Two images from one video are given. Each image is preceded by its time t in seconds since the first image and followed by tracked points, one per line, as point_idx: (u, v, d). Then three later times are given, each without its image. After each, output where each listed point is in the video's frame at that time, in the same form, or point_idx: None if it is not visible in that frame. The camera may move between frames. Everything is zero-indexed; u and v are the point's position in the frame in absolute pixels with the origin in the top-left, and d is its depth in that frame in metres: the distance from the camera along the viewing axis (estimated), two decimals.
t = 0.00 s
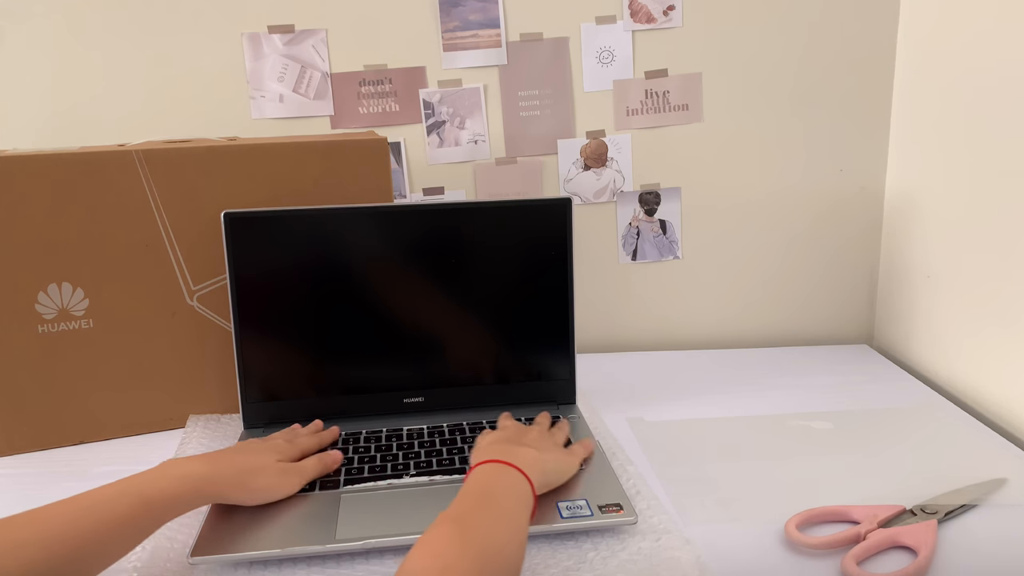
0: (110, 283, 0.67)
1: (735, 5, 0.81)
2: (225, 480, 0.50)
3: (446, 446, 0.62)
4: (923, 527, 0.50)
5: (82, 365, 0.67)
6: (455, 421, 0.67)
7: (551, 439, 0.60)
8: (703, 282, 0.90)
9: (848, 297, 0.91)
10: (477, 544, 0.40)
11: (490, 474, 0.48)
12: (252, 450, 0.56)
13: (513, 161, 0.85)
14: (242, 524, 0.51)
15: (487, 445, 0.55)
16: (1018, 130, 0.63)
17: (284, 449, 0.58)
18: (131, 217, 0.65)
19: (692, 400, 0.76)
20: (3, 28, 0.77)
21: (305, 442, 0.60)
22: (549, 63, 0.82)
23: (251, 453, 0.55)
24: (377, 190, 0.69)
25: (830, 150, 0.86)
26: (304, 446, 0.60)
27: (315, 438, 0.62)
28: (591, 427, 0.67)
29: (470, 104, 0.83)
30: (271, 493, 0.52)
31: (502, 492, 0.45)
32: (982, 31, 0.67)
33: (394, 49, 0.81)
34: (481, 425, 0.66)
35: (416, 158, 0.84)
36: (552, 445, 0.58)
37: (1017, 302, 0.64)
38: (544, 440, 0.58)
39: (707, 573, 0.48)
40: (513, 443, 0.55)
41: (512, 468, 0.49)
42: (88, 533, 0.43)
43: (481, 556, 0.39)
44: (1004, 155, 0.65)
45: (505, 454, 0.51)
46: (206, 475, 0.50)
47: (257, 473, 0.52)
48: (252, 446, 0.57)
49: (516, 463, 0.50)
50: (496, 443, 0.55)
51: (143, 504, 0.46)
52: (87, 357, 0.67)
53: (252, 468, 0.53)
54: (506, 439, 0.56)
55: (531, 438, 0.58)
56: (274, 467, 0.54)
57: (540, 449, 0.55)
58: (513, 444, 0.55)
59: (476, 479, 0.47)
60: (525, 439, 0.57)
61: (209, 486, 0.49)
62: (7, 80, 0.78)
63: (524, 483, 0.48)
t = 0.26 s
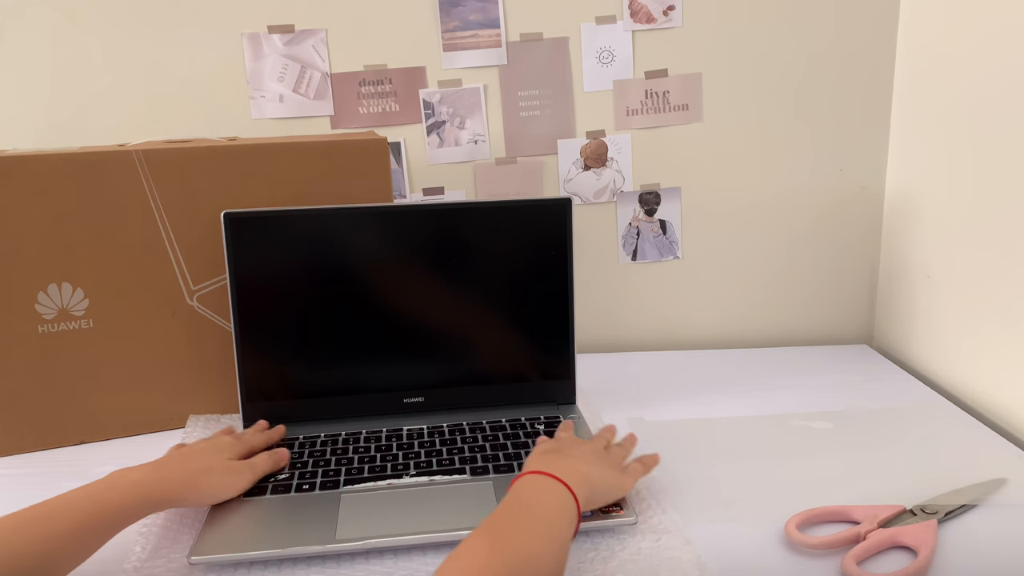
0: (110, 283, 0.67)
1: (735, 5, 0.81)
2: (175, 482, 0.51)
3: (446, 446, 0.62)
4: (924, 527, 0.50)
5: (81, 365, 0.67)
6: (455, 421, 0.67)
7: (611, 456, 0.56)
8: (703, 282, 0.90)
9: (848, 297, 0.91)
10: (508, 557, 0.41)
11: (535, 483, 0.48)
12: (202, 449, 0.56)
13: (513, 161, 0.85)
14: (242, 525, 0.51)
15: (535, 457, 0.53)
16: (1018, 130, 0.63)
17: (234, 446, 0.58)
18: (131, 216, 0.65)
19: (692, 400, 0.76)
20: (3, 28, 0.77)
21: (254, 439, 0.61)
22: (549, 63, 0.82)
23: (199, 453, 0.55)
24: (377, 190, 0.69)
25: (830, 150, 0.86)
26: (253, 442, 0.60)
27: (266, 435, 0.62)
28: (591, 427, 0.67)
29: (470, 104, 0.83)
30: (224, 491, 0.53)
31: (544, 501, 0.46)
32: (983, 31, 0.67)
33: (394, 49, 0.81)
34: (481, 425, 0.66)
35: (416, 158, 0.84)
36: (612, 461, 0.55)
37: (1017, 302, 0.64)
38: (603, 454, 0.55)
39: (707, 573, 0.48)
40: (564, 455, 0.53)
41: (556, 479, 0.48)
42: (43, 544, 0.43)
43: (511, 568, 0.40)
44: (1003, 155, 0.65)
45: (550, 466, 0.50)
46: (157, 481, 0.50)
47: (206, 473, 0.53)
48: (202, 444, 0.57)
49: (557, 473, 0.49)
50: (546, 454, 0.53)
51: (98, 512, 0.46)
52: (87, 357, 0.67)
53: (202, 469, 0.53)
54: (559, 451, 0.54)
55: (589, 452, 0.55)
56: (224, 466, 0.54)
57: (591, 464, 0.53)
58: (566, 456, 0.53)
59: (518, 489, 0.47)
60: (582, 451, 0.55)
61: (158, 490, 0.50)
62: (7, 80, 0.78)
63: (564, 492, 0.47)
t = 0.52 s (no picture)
0: (109, 283, 0.67)
1: (735, 5, 0.81)
2: (141, 492, 0.50)
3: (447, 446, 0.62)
4: (923, 527, 0.50)
5: (81, 365, 0.67)
6: (455, 421, 0.67)
7: (640, 467, 0.54)
8: (703, 282, 0.90)
9: (848, 297, 0.91)
10: None
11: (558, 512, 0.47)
12: (170, 452, 0.55)
13: (513, 161, 0.85)
14: (242, 525, 0.51)
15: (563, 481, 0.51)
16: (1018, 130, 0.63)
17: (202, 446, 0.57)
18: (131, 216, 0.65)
19: (692, 400, 0.76)
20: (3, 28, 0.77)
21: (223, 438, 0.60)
22: (549, 63, 0.82)
23: (167, 458, 0.55)
24: (377, 190, 0.69)
25: (829, 150, 0.86)
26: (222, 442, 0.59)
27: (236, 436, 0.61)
28: (591, 427, 0.67)
29: (470, 105, 0.83)
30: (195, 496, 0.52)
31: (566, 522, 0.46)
32: (982, 32, 0.67)
33: (394, 49, 0.81)
34: (481, 425, 0.66)
35: (416, 158, 0.84)
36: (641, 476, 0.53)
37: (1017, 302, 0.64)
38: (632, 468, 0.54)
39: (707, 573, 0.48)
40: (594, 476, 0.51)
41: (582, 509, 0.47)
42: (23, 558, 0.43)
43: None
44: (1003, 155, 0.65)
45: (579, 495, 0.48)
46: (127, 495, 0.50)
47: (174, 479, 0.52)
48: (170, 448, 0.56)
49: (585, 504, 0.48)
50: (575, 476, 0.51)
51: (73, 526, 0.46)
52: (86, 358, 0.67)
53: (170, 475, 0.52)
54: (589, 472, 0.51)
55: (617, 467, 0.53)
56: (193, 470, 0.54)
57: (621, 485, 0.51)
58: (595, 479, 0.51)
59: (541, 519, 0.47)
60: (612, 468, 0.53)
61: (125, 501, 0.49)
62: (7, 80, 0.78)
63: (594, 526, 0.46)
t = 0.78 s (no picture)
0: (109, 283, 0.67)
1: (735, 4, 0.81)
2: (131, 514, 0.48)
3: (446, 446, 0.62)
4: (923, 527, 0.50)
5: (81, 364, 0.67)
6: (455, 421, 0.67)
7: (613, 458, 0.51)
8: (703, 281, 0.90)
9: (848, 297, 0.91)
10: None
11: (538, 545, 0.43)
12: (158, 459, 0.53)
13: (513, 161, 0.85)
14: (241, 525, 0.51)
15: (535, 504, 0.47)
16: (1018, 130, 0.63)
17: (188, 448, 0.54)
18: (131, 216, 0.65)
19: (692, 400, 0.76)
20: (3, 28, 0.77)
21: (207, 432, 0.58)
22: (549, 63, 0.82)
23: (156, 464, 0.52)
24: (377, 190, 0.69)
25: (829, 150, 0.86)
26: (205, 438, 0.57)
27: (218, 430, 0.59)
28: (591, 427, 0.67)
29: (470, 104, 0.83)
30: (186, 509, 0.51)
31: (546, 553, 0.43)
32: (982, 32, 0.67)
33: (394, 49, 0.81)
34: (481, 425, 0.66)
35: (416, 158, 0.84)
36: (613, 472, 0.50)
37: (1018, 302, 0.64)
38: (605, 466, 0.50)
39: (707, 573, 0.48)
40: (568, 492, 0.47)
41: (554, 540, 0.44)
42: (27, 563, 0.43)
43: None
44: (1003, 155, 0.65)
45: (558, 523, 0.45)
46: (117, 515, 0.48)
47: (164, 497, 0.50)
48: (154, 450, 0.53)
49: (565, 536, 0.44)
50: (549, 494, 0.47)
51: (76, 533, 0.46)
52: (86, 357, 0.67)
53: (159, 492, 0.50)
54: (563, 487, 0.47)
55: (590, 473, 0.49)
56: (183, 484, 0.51)
57: (597, 495, 0.48)
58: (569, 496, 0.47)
59: (519, 556, 0.43)
60: (584, 476, 0.49)
61: (114, 525, 0.47)
62: (7, 79, 0.78)
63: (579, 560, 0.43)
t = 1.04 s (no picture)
0: (109, 283, 0.67)
1: (735, 5, 0.81)
2: (147, 512, 0.48)
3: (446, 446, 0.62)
4: (923, 527, 0.50)
5: (81, 364, 0.67)
6: (455, 421, 0.67)
7: (543, 465, 0.55)
8: (703, 281, 0.90)
9: (848, 297, 0.91)
10: None
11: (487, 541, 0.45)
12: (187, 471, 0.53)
13: (513, 161, 0.85)
14: (242, 525, 0.51)
15: (477, 505, 0.49)
16: (1018, 131, 0.63)
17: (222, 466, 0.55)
18: (132, 217, 0.65)
19: (692, 399, 0.76)
20: (3, 28, 0.77)
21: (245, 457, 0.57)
22: (549, 63, 0.82)
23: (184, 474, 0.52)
24: (377, 190, 0.69)
25: (829, 150, 0.86)
26: (247, 461, 0.57)
27: (260, 452, 0.59)
28: (591, 427, 0.67)
29: (470, 104, 0.83)
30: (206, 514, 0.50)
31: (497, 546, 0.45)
32: (982, 32, 0.67)
33: (394, 49, 0.81)
34: (481, 425, 0.66)
35: (415, 158, 0.84)
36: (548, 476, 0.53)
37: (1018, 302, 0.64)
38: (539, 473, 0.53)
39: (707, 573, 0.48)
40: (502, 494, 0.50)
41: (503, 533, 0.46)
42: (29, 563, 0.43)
43: None
44: (1003, 156, 0.65)
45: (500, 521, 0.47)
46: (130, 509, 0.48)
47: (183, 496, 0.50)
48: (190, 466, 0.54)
49: (512, 529, 0.46)
50: (486, 499, 0.49)
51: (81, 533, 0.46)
52: (86, 357, 0.67)
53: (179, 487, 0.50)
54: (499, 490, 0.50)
55: (523, 476, 0.52)
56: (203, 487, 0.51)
57: (536, 494, 0.50)
58: (507, 496, 0.49)
59: (468, 555, 0.44)
60: (517, 480, 0.51)
61: (129, 521, 0.47)
62: (6, 79, 0.78)
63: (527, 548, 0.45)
